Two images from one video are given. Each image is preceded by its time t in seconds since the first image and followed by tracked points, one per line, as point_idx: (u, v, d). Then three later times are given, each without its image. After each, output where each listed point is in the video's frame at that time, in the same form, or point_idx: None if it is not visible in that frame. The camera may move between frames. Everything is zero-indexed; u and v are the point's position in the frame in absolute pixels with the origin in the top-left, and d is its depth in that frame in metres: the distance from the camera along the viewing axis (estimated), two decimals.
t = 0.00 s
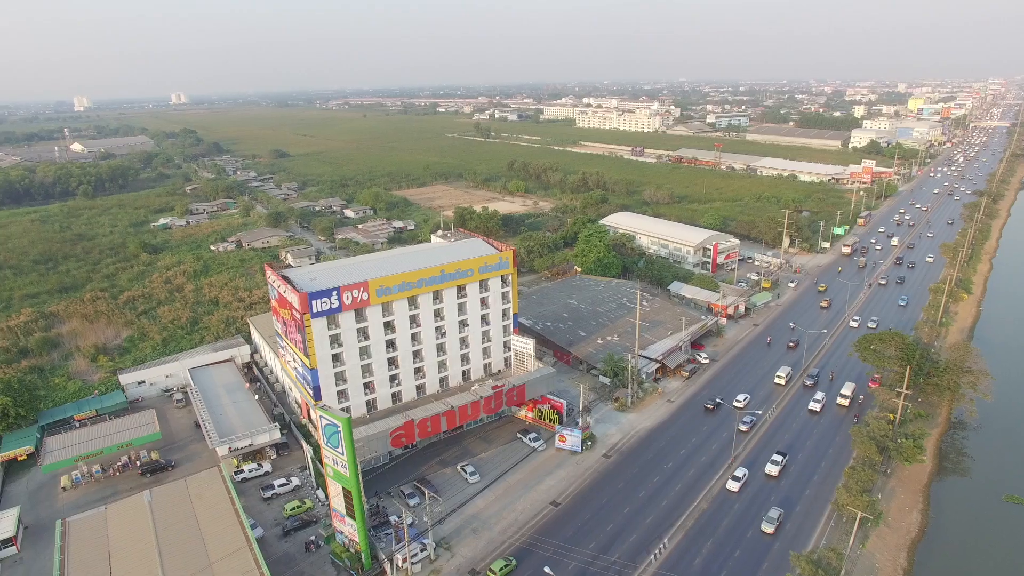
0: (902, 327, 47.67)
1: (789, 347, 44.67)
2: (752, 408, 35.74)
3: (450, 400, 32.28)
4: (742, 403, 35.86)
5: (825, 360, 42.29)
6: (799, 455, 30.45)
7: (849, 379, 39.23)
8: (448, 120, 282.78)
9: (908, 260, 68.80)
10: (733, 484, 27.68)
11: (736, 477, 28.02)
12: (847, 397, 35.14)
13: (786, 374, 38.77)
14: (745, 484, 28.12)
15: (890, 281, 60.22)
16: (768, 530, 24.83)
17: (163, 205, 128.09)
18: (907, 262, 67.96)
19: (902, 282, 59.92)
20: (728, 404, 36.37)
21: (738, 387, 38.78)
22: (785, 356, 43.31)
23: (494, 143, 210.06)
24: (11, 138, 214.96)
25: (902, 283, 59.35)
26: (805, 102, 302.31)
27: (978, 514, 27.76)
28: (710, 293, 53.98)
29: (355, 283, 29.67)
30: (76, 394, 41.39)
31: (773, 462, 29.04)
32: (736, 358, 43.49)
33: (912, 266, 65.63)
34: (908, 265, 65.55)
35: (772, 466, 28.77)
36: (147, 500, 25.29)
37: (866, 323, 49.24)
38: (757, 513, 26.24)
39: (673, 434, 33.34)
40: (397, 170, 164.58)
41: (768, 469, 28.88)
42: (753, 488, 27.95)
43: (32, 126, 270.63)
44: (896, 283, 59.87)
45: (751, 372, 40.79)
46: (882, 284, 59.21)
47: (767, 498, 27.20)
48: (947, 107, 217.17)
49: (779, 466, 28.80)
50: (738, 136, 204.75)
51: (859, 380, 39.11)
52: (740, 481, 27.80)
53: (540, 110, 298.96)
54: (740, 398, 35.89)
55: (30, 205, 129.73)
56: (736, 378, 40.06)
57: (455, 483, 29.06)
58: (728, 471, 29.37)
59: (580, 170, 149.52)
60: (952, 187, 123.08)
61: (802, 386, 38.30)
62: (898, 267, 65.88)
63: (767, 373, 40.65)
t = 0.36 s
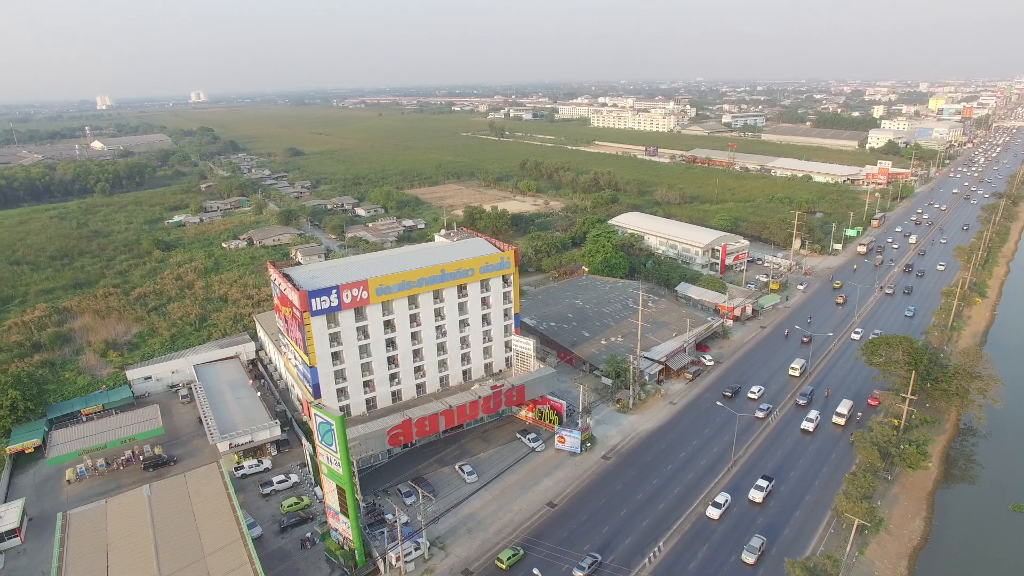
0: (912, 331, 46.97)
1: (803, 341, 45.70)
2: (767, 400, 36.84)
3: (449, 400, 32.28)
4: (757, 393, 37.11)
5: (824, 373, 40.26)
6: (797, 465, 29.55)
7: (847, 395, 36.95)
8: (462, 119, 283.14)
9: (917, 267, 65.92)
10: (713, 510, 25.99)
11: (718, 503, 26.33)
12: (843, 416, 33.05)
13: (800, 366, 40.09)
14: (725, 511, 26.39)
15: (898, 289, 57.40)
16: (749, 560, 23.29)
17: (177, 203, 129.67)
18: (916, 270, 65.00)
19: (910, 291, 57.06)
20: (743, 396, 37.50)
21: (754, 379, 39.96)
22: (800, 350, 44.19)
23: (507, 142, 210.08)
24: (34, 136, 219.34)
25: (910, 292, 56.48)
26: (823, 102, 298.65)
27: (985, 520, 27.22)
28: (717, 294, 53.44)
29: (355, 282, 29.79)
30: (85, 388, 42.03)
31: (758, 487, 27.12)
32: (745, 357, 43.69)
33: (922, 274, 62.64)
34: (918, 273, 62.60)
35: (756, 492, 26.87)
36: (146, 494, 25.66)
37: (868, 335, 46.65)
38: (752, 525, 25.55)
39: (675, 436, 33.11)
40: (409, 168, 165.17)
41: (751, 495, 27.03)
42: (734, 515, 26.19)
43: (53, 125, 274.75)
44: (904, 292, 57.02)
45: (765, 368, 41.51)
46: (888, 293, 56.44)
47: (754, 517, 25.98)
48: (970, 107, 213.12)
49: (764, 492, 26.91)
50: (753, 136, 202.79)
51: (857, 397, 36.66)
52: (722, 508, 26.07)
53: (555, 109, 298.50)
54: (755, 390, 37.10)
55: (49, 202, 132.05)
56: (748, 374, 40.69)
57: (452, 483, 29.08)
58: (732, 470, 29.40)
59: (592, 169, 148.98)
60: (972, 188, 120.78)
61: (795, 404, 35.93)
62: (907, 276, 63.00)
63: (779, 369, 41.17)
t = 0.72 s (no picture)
0: (923, 335, 46.31)
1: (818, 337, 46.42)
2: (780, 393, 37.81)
3: (449, 399, 32.31)
4: (772, 385, 38.09)
5: (824, 386, 38.45)
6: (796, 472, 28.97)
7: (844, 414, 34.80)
8: (476, 118, 283.32)
9: (927, 275, 62.84)
10: (688, 540, 24.33)
11: (693, 532, 24.64)
12: (836, 436, 30.99)
13: (816, 359, 40.87)
14: (702, 540, 24.74)
15: (904, 299, 54.52)
16: None
17: (192, 200, 131.18)
18: (926, 279, 61.90)
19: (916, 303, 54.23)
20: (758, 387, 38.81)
21: (770, 371, 41.07)
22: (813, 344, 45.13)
23: (520, 141, 209.86)
24: (57, 134, 223.36)
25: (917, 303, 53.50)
26: (842, 102, 294.80)
27: (993, 528, 26.77)
28: (724, 296, 52.93)
29: (355, 281, 29.91)
30: (94, 382, 42.67)
31: (738, 515, 25.37)
32: (754, 357, 43.56)
33: (932, 284, 59.47)
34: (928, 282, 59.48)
35: (736, 520, 25.16)
36: (146, 488, 25.95)
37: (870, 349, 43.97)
38: (748, 531, 25.11)
39: (676, 437, 32.90)
40: (422, 167, 165.65)
41: (731, 523, 25.31)
42: (712, 544, 24.61)
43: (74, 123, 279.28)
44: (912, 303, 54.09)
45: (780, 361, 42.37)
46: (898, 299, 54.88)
47: (750, 525, 25.43)
48: (992, 107, 208.86)
49: (744, 520, 25.19)
50: (768, 137, 200.74)
51: (853, 419, 34.36)
52: (698, 538, 24.39)
53: (569, 109, 297.76)
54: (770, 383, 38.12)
55: (68, 199, 134.30)
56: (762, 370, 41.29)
57: (450, 482, 29.12)
58: (733, 473, 29.21)
59: (604, 169, 148.43)
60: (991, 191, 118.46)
61: (784, 425, 33.64)
62: (915, 285, 59.95)
63: (792, 366, 41.38)
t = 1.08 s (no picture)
0: (933, 339, 45.59)
1: (834, 332, 47.29)
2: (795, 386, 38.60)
3: (448, 398, 32.34)
4: (787, 378, 39.01)
5: (823, 397, 36.98)
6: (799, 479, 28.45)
7: (838, 432, 32.95)
8: (491, 117, 283.41)
9: (934, 284, 59.86)
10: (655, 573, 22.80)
11: (664, 564, 23.22)
12: (826, 457, 29.21)
13: (831, 353, 41.93)
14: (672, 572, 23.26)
15: (909, 310, 51.63)
16: None
17: (206, 198, 132.64)
18: (933, 288, 58.90)
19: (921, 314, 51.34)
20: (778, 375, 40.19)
21: (786, 364, 42.08)
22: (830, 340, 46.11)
23: (533, 141, 209.61)
24: (78, 132, 227.26)
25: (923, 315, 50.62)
26: (861, 103, 290.65)
27: (1000, 535, 26.34)
28: (731, 297, 52.45)
29: (355, 279, 30.04)
30: (102, 377, 43.27)
31: (713, 545, 23.75)
32: (758, 362, 42.84)
33: (941, 294, 56.35)
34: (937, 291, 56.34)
35: (710, 551, 23.55)
36: (146, 483, 26.35)
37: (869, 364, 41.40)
38: (746, 535, 24.93)
39: (676, 439, 32.69)
40: (435, 166, 166.04)
41: (704, 554, 23.70)
42: None
43: (96, 122, 283.98)
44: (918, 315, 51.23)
45: (796, 356, 43.21)
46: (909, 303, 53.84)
47: (748, 531, 25.17)
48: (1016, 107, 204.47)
49: (718, 551, 23.55)
50: (784, 137, 198.54)
51: (845, 437, 32.32)
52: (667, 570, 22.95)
53: (584, 108, 296.80)
54: (785, 375, 39.10)
55: (87, 196, 136.56)
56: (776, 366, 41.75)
57: (448, 481, 29.17)
58: (733, 475, 29.00)
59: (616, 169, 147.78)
60: (1012, 193, 115.99)
61: (769, 446, 31.40)
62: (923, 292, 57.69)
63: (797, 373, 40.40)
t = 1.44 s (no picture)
0: (942, 343, 44.72)
1: (850, 328, 48.05)
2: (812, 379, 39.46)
3: (447, 398, 32.39)
4: (802, 372, 39.91)
5: (823, 406, 35.93)
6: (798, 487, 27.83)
7: (832, 447, 31.41)
8: (505, 116, 283.42)
9: (941, 293, 56.89)
10: None
11: None
12: (813, 481, 27.40)
13: (846, 347, 42.87)
14: None
15: (913, 322, 49.03)
16: None
17: (220, 196, 134.09)
18: (940, 298, 55.93)
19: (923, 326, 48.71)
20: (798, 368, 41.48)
21: (803, 358, 43.05)
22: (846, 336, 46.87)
23: (546, 140, 209.16)
24: (98, 131, 230.89)
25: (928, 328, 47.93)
26: (880, 102, 286.45)
27: (1007, 543, 25.93)
28: (738, 298, 51.91)
29: (355, 278, 30.16)
30: (111, 373, 43.85)
31: None
32: (760, 367, 41.97)
33: (948, 304, 53.34)
34: (943, 302, 53.32)
35: None
36: (147, 478, 26.80)
37: (865, 379, 39.01)
38: (745, 539, 24.73)
39: (678, 442, 32.44)
40: (447, 165, 166.35)
41: None
42: None
43: (117, 121, 288.45)
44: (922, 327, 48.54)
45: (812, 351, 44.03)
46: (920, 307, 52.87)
47: (745, 535, 24.92)
48: None
49: None
50: (800, 137, 196.20)
51: (839, 454, 30.74)
52: None
53: (598, 108, 295.73)
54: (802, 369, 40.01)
55: (104, 193, 138.68)
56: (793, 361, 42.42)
57: (445, 480, 29.20)
58: (733, 479, 28.78)
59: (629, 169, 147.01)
60: None
61: (751, 470, 29.38)
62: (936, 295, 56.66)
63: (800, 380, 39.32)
